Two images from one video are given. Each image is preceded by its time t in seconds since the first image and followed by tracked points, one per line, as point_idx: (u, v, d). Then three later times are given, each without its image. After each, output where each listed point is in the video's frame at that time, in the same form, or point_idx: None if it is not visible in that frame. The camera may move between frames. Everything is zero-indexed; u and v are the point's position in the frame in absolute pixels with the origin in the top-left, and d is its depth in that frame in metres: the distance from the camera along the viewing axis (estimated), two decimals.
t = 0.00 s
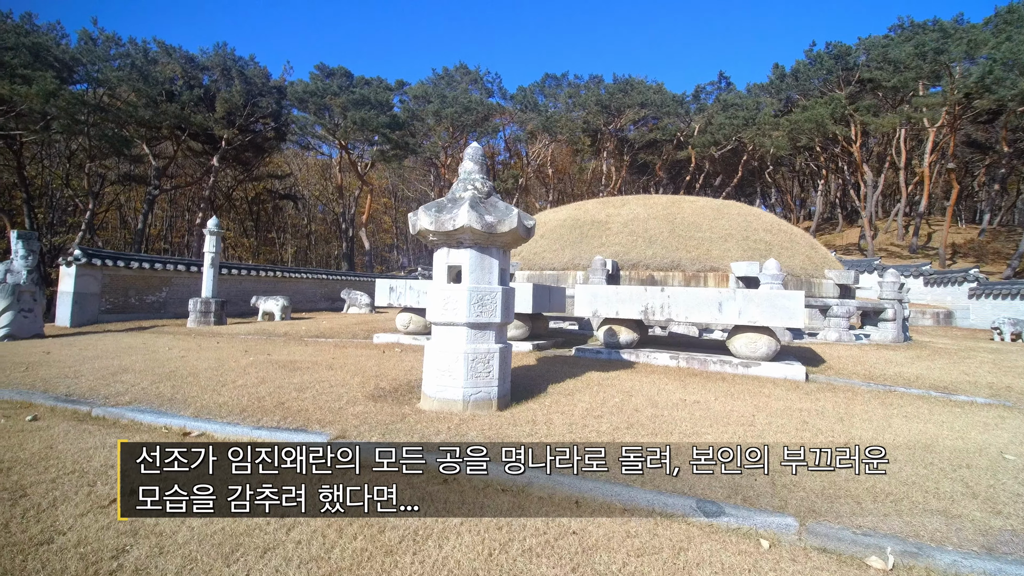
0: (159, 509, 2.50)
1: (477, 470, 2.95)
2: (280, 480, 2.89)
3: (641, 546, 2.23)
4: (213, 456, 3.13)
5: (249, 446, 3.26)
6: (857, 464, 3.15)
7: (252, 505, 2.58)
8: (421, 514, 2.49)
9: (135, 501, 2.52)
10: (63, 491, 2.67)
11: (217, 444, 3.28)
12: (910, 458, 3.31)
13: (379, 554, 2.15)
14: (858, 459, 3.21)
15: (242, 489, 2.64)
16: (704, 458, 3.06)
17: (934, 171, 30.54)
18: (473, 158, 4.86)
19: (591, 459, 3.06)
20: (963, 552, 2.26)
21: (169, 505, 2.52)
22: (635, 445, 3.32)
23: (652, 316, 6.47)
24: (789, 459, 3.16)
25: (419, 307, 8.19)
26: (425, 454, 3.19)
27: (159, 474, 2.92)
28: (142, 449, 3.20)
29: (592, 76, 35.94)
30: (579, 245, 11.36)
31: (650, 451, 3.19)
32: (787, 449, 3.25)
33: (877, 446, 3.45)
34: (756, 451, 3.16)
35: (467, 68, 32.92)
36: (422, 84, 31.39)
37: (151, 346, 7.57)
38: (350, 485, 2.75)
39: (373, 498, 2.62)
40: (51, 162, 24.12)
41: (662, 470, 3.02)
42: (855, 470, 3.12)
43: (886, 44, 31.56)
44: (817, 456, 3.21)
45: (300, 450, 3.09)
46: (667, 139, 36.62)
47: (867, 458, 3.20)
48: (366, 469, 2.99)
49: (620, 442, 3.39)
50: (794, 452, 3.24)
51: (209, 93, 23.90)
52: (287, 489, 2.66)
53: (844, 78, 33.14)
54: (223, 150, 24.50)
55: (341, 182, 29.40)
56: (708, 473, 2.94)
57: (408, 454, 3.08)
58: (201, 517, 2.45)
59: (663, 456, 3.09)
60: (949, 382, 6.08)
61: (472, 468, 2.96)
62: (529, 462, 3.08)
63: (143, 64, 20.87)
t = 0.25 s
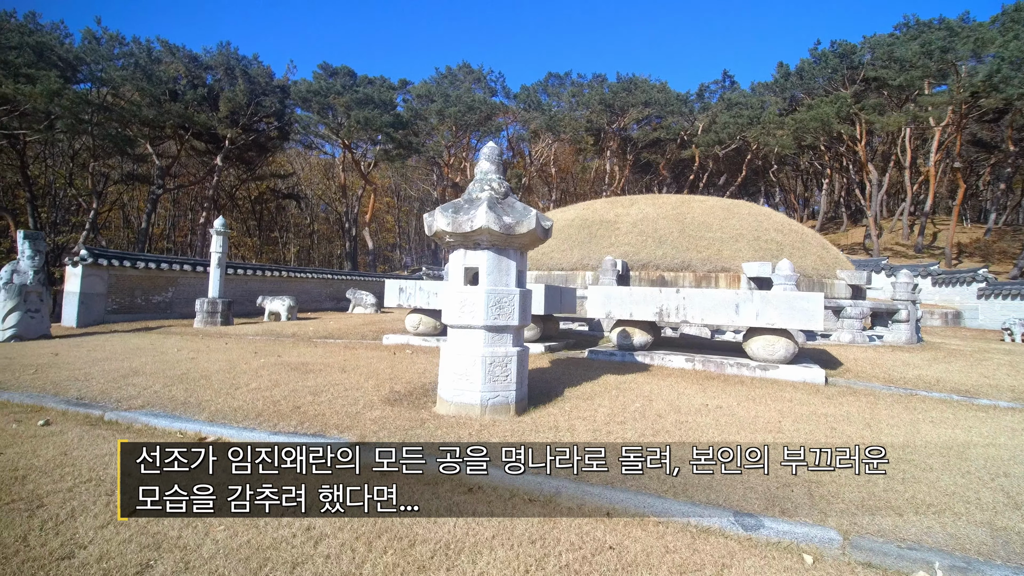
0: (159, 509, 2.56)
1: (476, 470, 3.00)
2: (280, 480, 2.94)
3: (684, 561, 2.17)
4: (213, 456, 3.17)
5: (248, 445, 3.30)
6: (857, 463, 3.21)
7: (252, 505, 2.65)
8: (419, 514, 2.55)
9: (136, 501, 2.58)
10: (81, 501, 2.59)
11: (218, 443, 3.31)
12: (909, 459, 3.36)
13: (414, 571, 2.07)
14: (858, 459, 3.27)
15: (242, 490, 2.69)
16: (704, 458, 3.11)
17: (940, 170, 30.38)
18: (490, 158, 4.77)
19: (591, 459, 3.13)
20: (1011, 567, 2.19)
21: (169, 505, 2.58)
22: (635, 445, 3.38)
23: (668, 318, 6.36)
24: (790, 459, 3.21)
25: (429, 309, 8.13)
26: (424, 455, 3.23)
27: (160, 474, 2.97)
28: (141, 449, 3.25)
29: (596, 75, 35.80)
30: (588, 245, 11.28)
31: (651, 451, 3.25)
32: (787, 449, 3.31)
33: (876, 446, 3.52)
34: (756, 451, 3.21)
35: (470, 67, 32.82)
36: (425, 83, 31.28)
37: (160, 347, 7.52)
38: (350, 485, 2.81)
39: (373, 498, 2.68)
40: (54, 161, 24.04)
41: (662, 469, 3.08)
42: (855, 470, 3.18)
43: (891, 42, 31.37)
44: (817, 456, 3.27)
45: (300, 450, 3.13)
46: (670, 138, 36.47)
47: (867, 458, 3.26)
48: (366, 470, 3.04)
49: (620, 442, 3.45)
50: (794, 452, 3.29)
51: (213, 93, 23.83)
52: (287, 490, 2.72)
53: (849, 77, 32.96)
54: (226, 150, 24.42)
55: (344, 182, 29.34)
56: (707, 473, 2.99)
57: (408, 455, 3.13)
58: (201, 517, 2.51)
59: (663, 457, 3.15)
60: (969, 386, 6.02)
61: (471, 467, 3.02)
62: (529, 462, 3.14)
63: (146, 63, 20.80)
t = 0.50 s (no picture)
0: (159, 509, 2.59)
1: (476, 470, 3.03)
2: (280, 480, 2.97)
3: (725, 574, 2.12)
4: (213, 456, 3.19)
5: (248, 445, 3.34)
6: (857, 464, 3.23)
7: (252, 505, 2.66)
8: (419, 514, 2.59)
9: (135, 501, 2.62)
10: (101, 510, 2.53)
11: (219, 444, 3.34)
12: (906, 458, 3.39)
13: None
14: (858, 459, 3.29)
15: (242, 490, 2.71)
16: (704, 458, 3.15)
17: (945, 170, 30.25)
18: (506, 158, 4.71)
19: (591, 459, 3.18)
20: None
21: (169, 505, 2.61)
22: (635, 445, 3.43)
23: (682, 320, 6.29)
24: (790, 459, 3.24)
25: (438, 310, 8.07)
26: (424, 455, 3.26)
27: (161, 474, 3.01)
28: (142, 450, 3.29)
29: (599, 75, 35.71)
30: (596, 246, 11.22)
31: (650, 451, 3.30)
32: (787, 449, 3.33)
33: (877, 446, 3.53)
34: (756, 451, 3.25)
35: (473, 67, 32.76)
36: (428, 83, 31.22)
37: (168, 349, 7.47)
38: (350, 485, 2.84)
39: (373, 498, 2.71)
40: (57, 162, 23.98)
41: (662, 469, 3.12)
42: (855, 470, 3.19)
43: (896, 42, 31.26)
44: (817, 456, 3.30)
45: (300, 450, 3.16)
46: (673, 138, 36.35)
47: (866, 458, 3.28)
48: (366, 470, 3.08)
49: (620, 443, 3.50)
50: (794, 453, 3.32)
51: (216, 93, 23.78)
52: (287, 490, 2.74)
53: (853, 77, 32.83)
54: (229, 150, 24.36)
55: (348, 182, 29.30)
56: (707, 473, 3.04)
57: (409, 455, 3.17)
58: (201, 517, 2.54)
59: (662, 457, 3.19)
60: (989, 388, 5.94)
61: (471, 467, 3.05)
62: (529, 462, 3.19)
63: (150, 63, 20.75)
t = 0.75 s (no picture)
0: (159, 509, 2.59)
1: (477, 470, 3.03)
2: (280, 479, 2.98)
3: None
4: (213, 456, 3.20)
5: (247, 445, 3.34)
6: (857, 464, 3.22)
7: (252, 505, 2.66)
8: (419, 514, 2.59)
9: (135, 501, 2.61)
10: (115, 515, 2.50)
11: (219, 443, 3.35)
12: (911, 459, 3.37)
13: None
14: (857, 459, 3.28)
15: (242, 490, 2.71)
16: (705, 458, 3.15)
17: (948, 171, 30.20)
18: (518, 157, 4.67)
19: (591, 459, 3.18)
20: None
21: (168, 505, 2.61)
22: (635, 445, 3.44)
23: (693, 321, 6.23)
24: (790, 459, 3.24)
25: (445, 311, 8.04)
26: (424, 456, 3.26)
27: (159, 474, 3.01)
28: (142, 449, 3.29)
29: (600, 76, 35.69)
30: (602, 247, 11.18)
31: (651, 451, 3.29)
32: (787, 449, 3.33)
33: (877, 446, 3.53)
34: (756, 451, 3.25)
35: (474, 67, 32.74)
36: (430, 84, 31.21)
37: (174, 351, 7.42)
38: (350, 486, 2.84)
39: (373, 497, 2.71)
40: (58, 162, 23.93)
41: (663, 470, 3.12)
42: (856, 470, 3.18)
43: (898, 42, 31.22)
44: (816, 456, 3.30)
45: (300, 450, 3.16)
46: (674, 139, 36.31)
47: (866, 458, 3.27)
48: (366, 469, 3.09)
49: (621, 444, 3.50)
50: (794, 452, 3.32)
51: (218, 94, 23.75)
52: (287, 490, 2.75)
53: (855, 77, 32.79)
54: (231, 151, 24.29)
55: (349, 183, 29.27)
56: (708, 473, 3.03)
57: (408, 454, 3.18)
58: (201, 517, 2.54)
59: (664, 456, 3.18)
60: (1003, 390, 5.90)
61: (471, 467, 3.05)
62: (529, 462, 3.18)
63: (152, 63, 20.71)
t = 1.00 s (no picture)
0: (159, 509, 2.63)
1: (476, 470, 3.06)
2: (280, 480, 3.03)
3: None
4: (213, 456, 3.25)
5: (247, 445, 3.37)
6: (857, 464, 3.25)
7: (252, 505, 2.70)
8: (420, 514, 2.63)
9: (136, 501, 2.65)
10: (135, 525, 2.45)
11: (218, 443, 3.39)
12: (940, 464, 3.31)
13: None
14: (858, 459, 3.31)
15: (242, 490, 2.75)
16: (704, 458, 3.17)
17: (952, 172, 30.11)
18: (534, 158, 4.60)
19: (591, 459, 3.20)
20: None
21: (169, 505, 2.65)
22: (635, 445, 3.46)
23: (707, 323, 6.16)
24: (790, 459, 3.26)
25: (455, 313, 8.00)
26: (424, 456, 3.29)
27: (160, 474, 3.05)
28: (142, 449, 3.33)
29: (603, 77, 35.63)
30: (610, 248, 11.12)
31: (651, 451, 3.31)
32: (788, 449, 3.36)
33: (877, 446, 3.56)
34: (756, 451, 3.28)
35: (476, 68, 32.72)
36: (433, 85, 31.19)
37: (182, 353, 7.38)
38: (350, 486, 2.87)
39: (373, 498, 2.74)
40: (61, 164, 23.90)
41: (662, 470, 3.14)
42: (856, 470, 3.21)
43: (902, 43, 31.14)
44: (817, 456, 3.32)
45: (300, 450, 3.20)
46: (677, 139, 36.22)
47: (866, 458, 3.30)
48: (366, 469, 3.15)
49: (620, 445, 3.52)
50: (794, 453, 3.34)
51: (221, 95, 23.72)
52: (287, 490, 2.78)
53: (859, 78, 32.69)
54: (234, 153, 24.27)
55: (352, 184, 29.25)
56: (707, 472, 3.06)
57: (408, 455, 3.22)
58: (201, 517, 2.58)
59: (663, 456, 3.20)
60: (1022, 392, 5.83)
61: (471, 467, 3.09)
62: (529, 462, 3.20)
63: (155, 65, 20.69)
